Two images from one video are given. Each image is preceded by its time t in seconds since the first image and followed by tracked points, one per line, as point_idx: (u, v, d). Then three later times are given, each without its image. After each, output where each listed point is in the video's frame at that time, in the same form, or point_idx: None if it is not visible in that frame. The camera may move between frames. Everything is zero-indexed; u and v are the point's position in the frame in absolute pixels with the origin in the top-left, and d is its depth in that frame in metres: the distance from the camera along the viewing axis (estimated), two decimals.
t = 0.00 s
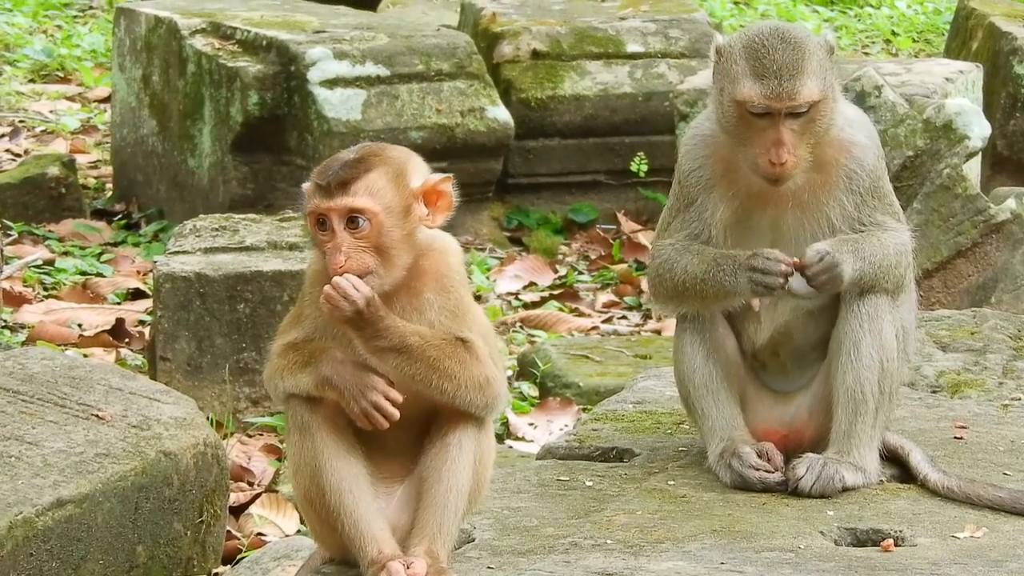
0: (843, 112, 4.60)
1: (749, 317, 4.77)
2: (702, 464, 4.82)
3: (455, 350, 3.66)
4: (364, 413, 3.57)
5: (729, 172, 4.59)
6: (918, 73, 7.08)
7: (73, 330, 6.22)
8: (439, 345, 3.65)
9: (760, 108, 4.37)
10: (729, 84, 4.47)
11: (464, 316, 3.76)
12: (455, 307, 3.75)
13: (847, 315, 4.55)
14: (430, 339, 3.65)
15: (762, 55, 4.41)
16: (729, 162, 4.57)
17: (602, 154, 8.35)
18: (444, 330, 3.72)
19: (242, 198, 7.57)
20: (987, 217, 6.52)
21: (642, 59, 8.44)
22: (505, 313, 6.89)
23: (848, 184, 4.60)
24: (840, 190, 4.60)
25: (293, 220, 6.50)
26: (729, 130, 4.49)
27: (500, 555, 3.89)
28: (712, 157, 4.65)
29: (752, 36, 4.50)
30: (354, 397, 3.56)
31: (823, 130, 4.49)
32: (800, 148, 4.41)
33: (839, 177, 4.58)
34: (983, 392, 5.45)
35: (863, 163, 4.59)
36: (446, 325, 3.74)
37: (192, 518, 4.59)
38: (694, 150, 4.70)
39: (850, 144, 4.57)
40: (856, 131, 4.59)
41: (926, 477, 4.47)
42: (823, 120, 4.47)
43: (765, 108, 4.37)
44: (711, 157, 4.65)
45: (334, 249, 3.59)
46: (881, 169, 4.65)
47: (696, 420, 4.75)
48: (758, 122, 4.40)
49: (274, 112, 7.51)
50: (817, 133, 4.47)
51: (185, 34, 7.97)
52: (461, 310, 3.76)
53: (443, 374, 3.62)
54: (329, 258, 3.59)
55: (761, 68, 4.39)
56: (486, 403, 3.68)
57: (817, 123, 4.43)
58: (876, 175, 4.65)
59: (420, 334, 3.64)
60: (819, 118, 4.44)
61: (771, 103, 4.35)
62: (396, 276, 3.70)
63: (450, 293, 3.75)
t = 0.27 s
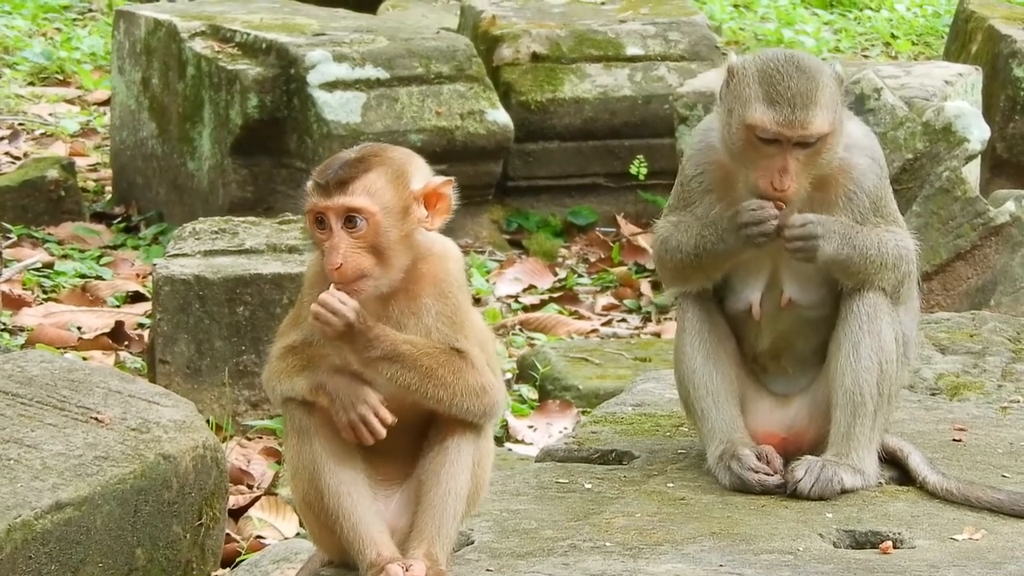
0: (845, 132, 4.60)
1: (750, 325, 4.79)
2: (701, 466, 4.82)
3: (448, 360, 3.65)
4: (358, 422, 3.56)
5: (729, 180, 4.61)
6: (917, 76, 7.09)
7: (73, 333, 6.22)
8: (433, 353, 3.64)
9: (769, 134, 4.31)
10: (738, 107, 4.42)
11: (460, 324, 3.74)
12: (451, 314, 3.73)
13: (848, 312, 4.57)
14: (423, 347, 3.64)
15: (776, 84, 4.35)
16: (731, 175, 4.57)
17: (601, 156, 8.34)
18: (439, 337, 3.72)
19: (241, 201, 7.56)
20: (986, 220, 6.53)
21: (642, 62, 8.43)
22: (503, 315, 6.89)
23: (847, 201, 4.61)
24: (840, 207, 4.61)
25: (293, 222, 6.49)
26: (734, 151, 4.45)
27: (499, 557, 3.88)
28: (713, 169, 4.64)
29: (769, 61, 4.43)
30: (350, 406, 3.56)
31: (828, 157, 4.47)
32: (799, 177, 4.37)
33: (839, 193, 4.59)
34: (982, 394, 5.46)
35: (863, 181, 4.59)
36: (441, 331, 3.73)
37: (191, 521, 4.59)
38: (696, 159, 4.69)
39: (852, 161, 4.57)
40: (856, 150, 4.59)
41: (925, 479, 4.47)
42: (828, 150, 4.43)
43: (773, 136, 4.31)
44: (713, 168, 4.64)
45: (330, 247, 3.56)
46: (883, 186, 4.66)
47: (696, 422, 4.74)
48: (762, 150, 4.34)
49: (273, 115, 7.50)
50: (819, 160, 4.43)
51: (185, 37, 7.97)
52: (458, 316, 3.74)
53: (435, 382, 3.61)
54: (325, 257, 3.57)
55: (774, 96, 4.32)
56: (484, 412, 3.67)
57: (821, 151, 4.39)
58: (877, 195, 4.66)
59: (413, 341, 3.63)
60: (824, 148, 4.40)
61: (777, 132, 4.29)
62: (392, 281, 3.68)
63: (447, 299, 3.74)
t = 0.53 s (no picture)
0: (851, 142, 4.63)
1: (749, 331, 4.79)
2: (700, 468, 4.81)
3: (449, 361, 3.65)
4: (354, 427, 3.53)
5: (735, 183, 4.63)
6: (915, 77, 7.09)
7: (71, 335, 6.21)
8: (434, 353, 3.64)
9: (806, 139, 4.34)
10: (770, 114, 4.43)
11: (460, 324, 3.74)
12: (452, 314, 3.73)
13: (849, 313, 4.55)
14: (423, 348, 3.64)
15: (810, 91, 4.38)
16: (744, 179, 4.59)
17: (599, 158, 8.35)
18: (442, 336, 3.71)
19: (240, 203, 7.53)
20: (984, 221, 6.51)
21: (640, 63, 8.44)
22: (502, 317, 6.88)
23: (849, 209, 4.62)
24: (841, 215, 4.63)
25: (291, 224, 6.49)
26: (763, 157, 4.45)
27: (498, 558, 3.88)
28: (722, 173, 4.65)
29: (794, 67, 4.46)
30: (346, 410, 3.53)
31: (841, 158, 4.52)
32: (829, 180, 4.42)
33: (840, 201, 4.61)
34: (981, 395, 5.46)
35: (866, 191, 4.60)
36: (441, 332, 3.72)
37: (190, 523, 4.59)
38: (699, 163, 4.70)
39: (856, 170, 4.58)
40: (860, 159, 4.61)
41: (923, 480, 4.47)
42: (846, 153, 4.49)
43: (808, 143, 4.34)
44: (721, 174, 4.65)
45: (325, 246, 3.53)
46: (885, 195, 4.67)
47: (693, 424, 4.74)
48: (799, 156, 4.37)
49: (271, 117, 7.50)
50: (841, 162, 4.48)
51: (183, 39, 7.97)
52: (460, 316, 3.74)
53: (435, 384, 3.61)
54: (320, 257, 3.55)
55: (811, 102, 4.36)
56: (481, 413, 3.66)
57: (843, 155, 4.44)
58: (879, 199, 4.66)
59: (412, 341, 3.63)
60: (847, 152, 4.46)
61: (814, 139, 4.32)
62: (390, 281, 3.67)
63: (447, 299, 3.73)
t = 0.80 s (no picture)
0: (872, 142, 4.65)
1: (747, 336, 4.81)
2: (699, 468, 4.81)
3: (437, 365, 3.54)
4: (341, 429, 3.45)
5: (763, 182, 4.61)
6: (915, 78, 7.09)
7: (70, 335, 6.20)
8: (423, 358, 3.54)
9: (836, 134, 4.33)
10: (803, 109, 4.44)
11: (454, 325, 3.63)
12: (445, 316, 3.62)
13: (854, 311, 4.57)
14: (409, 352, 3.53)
15: (845, 87, 4.38)
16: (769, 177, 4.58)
17: (599, 159, 8.35)
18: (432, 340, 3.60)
19: (239, 204, 7.51)
20: (984, 221, 6.53)
21: (640, 64, 8.44)
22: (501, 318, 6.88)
23: (868, 209, 4.64)
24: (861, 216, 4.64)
25: (290, 225, 6.49)
26: (791, 154, 4.46)
27: (497, 558, 3.87)
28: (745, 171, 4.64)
29: (830, 65, 4.46)
30: (334, 413, 3.45)
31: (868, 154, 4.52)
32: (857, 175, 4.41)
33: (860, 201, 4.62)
34: (980, 395, 5.46)
35: (883, 189, 4.63)
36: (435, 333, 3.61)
37: (189, 523, 4.58)
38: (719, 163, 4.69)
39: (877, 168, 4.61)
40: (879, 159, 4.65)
41: (921, 478, 4.48)
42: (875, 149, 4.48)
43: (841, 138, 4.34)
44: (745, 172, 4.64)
45: (310, 228, 3.51)
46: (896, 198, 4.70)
47: (688, 428, 4.74)
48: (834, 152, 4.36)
49: (270, 117, 7.50)
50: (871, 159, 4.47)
51: (182, 39, 7.97)
52: (452, 318, 3.63)
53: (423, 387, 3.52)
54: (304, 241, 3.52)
55: (847, 98, 4.36)
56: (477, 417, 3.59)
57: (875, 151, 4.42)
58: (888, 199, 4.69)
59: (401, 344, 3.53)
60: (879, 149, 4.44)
61: (850, 135, 4.31)
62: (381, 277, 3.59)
63: (440, 299, 3.63)
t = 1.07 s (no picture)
0: (838, 130, 4.62)
1: (755, 335, 4.78)
2: (694, 468, 4.81)
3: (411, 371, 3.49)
4: (331, 431, 3.40)
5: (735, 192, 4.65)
6: (912, 78, 7.08)
7: (66, 334, 6.20)
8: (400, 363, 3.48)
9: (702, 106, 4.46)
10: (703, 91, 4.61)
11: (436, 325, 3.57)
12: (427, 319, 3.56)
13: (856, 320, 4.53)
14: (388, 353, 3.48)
15: (723, 56, 4.51)
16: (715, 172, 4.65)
17: (595, 159, 8.36)
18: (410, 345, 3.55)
19: (234, 203, 7.53)
20: (980, 222, 6.56)
21: (636, 64, 8.43)
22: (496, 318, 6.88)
23: (852, 203, 4.59)
24: (845, 210, 4.59)
25: (286, 224, 6.48)
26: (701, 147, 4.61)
27: (493, 559, 3.87)
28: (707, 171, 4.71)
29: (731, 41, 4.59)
30: (323, 414, 3.40)
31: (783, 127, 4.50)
32: (732, 142, 4.44)
33: (842, 193, 4.57)
34: (976, 396, 5.46)
35: (865, 179, 4.58)
36: (418, 334, 3.56)
37: (184, 523, 4.58)
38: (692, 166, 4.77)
39: (853, 158, 4.58)
40: (856, 147, 4.60)
41: (922, 479, 4.47)
42: (771, 116, 4.47)
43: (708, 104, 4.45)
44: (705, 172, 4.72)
45: (302, 227, 3.48)
46: (889, 186, 4.64)
47: (686, 424, 4.74)
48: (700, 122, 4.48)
49: (266, 116, 7.49)
50: (758, 122, 4.46)
51: (178, 38, 7.97)
52: (435, 325, 3.57)
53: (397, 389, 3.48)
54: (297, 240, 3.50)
55: (720, 67, 4.48)
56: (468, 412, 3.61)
57: (751, 113, 4.45)
58: (892, 198, 4.65)
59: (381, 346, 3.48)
60: (756, 110, 4.46)
61: (704, 99, 4.44)
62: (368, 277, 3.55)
63: (423, 303, 3.56)
